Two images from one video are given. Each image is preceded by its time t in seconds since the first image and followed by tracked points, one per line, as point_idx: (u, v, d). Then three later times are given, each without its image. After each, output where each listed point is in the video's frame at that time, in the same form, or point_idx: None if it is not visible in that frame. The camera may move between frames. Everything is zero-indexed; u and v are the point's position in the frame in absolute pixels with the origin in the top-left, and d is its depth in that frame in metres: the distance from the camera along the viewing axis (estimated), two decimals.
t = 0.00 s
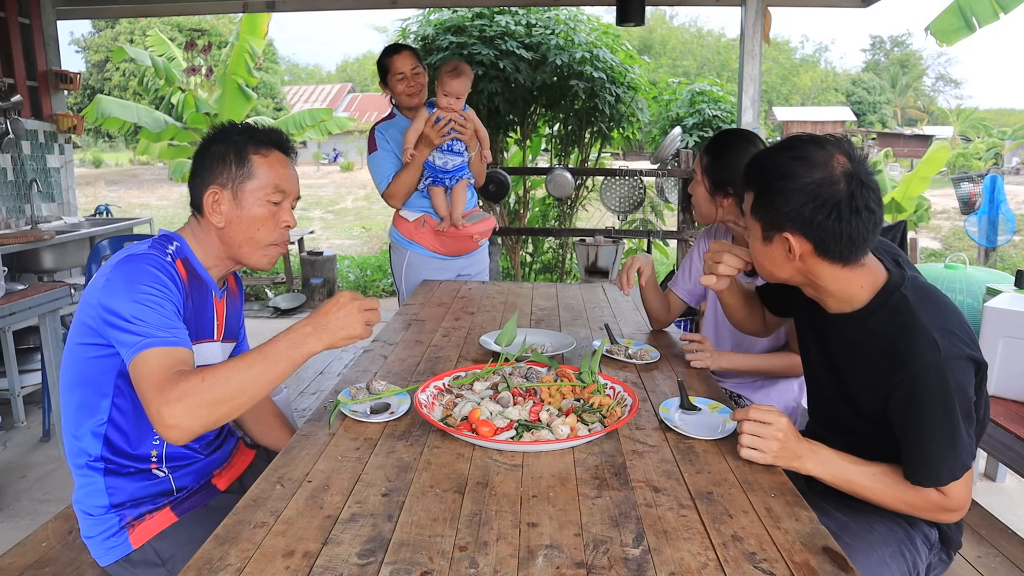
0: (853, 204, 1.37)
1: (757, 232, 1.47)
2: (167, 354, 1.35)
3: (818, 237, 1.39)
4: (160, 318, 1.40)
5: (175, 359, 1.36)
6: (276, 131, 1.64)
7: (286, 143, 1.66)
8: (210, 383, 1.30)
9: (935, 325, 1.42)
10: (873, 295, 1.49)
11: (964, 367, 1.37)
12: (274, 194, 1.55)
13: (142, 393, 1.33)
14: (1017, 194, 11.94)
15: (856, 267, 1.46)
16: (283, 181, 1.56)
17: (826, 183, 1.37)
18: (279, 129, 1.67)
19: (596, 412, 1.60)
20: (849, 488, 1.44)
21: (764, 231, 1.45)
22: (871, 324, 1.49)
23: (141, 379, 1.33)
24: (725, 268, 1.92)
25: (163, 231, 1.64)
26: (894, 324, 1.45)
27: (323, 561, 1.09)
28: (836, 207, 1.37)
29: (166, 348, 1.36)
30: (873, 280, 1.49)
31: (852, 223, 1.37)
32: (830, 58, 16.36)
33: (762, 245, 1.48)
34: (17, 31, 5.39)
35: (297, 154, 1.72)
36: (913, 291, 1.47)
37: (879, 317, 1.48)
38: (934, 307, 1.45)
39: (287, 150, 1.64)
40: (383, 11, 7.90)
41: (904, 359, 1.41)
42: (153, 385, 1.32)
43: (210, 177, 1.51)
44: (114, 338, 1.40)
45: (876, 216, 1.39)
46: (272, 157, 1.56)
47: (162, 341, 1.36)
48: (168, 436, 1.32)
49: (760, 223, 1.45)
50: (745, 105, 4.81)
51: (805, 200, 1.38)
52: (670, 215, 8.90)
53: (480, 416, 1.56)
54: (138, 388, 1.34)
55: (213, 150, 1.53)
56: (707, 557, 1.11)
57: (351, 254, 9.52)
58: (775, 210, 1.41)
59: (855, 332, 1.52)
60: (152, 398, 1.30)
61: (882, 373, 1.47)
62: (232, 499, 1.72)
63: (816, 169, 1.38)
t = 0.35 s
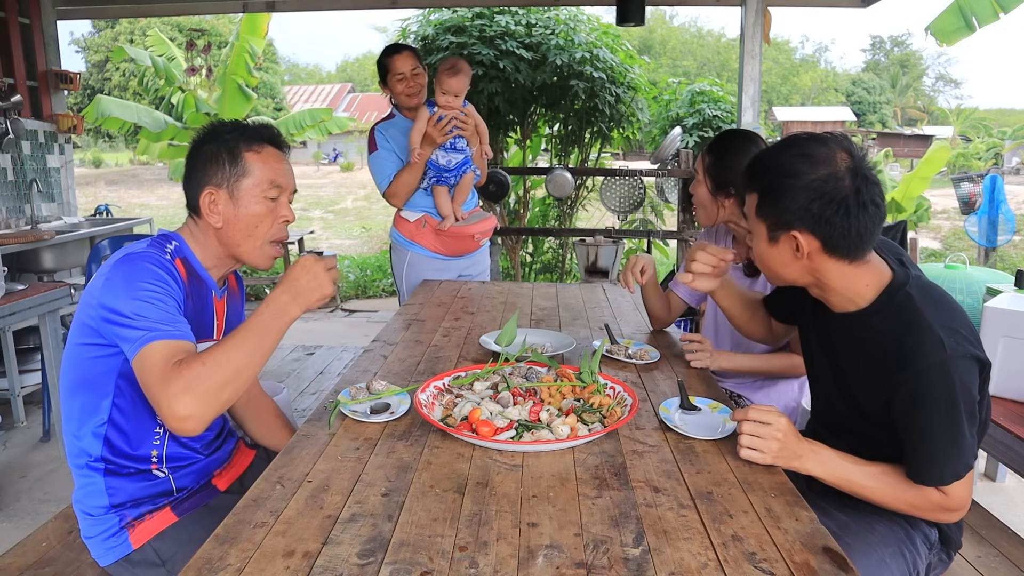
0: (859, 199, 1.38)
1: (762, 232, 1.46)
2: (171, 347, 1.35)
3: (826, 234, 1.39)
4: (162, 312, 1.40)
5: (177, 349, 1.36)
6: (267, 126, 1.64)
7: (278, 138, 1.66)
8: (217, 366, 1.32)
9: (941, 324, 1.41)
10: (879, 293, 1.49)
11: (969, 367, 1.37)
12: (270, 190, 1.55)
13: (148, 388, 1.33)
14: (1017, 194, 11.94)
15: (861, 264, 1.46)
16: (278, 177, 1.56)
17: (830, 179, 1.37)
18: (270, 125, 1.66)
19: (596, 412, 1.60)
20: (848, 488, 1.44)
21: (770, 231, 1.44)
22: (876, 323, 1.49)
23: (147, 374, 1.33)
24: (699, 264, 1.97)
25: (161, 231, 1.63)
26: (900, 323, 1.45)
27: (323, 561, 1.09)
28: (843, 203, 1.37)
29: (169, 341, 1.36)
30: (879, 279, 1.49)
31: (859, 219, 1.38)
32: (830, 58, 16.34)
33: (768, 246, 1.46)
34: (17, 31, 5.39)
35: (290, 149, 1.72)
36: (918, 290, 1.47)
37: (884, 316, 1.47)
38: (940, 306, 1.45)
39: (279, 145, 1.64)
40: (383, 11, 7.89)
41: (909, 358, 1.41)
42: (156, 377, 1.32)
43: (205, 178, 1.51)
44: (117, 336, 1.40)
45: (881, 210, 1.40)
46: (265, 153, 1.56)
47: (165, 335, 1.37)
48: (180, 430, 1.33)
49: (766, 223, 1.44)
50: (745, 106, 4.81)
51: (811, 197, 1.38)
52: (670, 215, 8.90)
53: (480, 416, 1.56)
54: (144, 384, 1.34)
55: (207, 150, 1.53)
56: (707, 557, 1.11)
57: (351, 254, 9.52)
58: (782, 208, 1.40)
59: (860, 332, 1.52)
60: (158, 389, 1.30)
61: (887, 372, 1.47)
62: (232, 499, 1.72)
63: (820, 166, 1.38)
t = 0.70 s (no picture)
0: (872, 199, 1.38)
1: (773, 230, 1.46)
2: (182, 343, 1.37)
3: (837, 232, 1.39)
4: (167, 310, 1.41)
5: (189, 345, 1.38)
6: (258, 122, 1.63)
7: (269, 133, 1.64)
8: (229, 359, 1.35)
9: (949, 321, 1.41)
10: (887, 290, 1.49)
11: (976, 366, 1.37)
12: (261, 188, 1.54)
13: (159, 384, 1.35)
14: (1017, 194, 11.95)
15: (871, 261, 1.46)
16: (268, 173, 1.55)
17: (843, 178, 1.38)
18: (262, 120, 1.65)
19: (596, 412, 1.60)
20: (849, 488, 1.44)
21: (781, 228, 1.44)
22: (883, 321, 1.49)
23: (158, 370, 1.35)
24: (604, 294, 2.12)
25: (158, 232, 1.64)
26: (908, 319, 1.45)
27: (323, 561, 1.09)
28: (856, 203, 1.37)
29: (181, 338, 1.37)
30: (888, 276, 1.49)
31: (871, 218, 1.38)
32: (830, 58, 16.32)
33: (779, 243, 1.47)
34: (17, 31, 5.39)
35: (283, 143, 1.70)
36: (925, 288, 1.47)
37: (892, 314, 1.47)
38: (947, 304, 1.45)
39: (271, 140, 1.63)
40: (383, 11, 7.89)
41: (917, 355, 1.41)
42: (172, 374, 1.33)
43: (196, 179, 1.52)
44: (119, 337, 1.41)
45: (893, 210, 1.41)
46: (254, 150, 1.55)
47: (173, 333, 1.37)
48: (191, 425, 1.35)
49: (776, 220, 1.44)
50: (745, 105, 4.81)
51: (823, 195, 1.38)
52: (670, 215, 8.89)
53: (479, 416, 1.56)
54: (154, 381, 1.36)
55: (196, 153, 1.53)
56: (707, 557, 1.11)
57: (351, 254, 9.52)
58: (794, 206, 1.40)
59: (866, 329, 1.52)
60: (175, 386, 1.32)
61: (893, 369, 1.47)
62: (232, 499, 1.72)
63: (833, 165, 1.38)
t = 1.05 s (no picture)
0: (882, 191, 1.39)
1: (780, 214, 1.47)
2: (181, 345, 1.36)
3: (843, 222, 1.40)
4: (165, 311, 1.40)
5: (189, 348, 1.37)
6: (266, 127, 1.62)
7: (276, 139, 1.64)
8: (232, 366, 1.34)
9: (955, 312, 1.43)
10: (892, 283, 1.49)
11: (983, 354, 1.38)
12: (265, 195, 1.54)
13: (157, 386, 1.34)
14: (1017, 194, 11.94)
15: (879, 254, 1.47)
16: (274, 181, 1.55)
17: (856, 169, 1.38)
18: (269, 124, 1.65)
19: (596, 412, 1.60)
20: (856, 487, 1.42)
21: (789, 213, 1.45)
22: (888, 315, 1.49)
23: (156, 372, 1.34)
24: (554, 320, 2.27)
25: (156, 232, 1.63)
26: (914, 311, 1.45)
27: (323, 561, 1.09)
28: (866, 194, 1.38)
29: (180, 339, 1.37)
30: (892, 270, 1.50)
31: (879, 211, 1.39)
32: (830, 58, 16.32)
33: (785, 228, 1.48)
34: (17, 31, 5.39)
35: (288, 148, 1.70)
36: (930, 281, 1.48)
37: (897, 307, 1.48)
38: (951, 295, 1.47)
39: (278, 146, 1.63)
40: (384, 11, 7.89)
41: (924, 346, 1.41)
42: (171, 378, 1.33)
43: (200, 181, 1.52)
44: (118, 338, 1.40)
45: (902, 205, 1.41)
46: (262, 155, 1.55)
47: (172, 334, 1.37)
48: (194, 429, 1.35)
49: (786, 205, 1.45)
50: (745, 105, 4.81)
51: (836, 184, 1.39)
52: (670, 215, 8.89)
53: (480, 416, 1.56)
54: (154, 382, 1.35)
55: (199, 152, 1.53)
56: (707, 557, 1.11)
57: (351, 254, 9.53)
58: (805, 191, 1.41)
59: (870, 323, 1.52)
60: (174, 389, 1.32)
61: (899, 362, 1.47)
62: (232, 499, 1.72)
63: (848, 155, 1.39)
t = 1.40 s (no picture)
0: (896, 180, 1.40)
1: (795, 200, 1.49)
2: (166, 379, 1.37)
3: (857, 209, 1.42)
4: (157, 336, 1.39)
5: (172, 383, 1.37)
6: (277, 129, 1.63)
7: (287, 142, 1.65)
8: (204, 418, 1.34)
9: (962, 304, 1.42)
10: (900, 275, 1.50)
11: (986, 347, 1.38)
12: (282, 199, 1.55)
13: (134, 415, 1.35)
14: (1017, 194, 11.93)
15: (889, 244, 1.47)
16: (289, 184, 1.56)
17: (871, 156, 1.40)
18: (279, 127, 1.65)
19: (596, 412, 1.60)
20: (852, 474, 1.42)
21: (803, 199, 1.47)
22: (894, 305, 1.49)
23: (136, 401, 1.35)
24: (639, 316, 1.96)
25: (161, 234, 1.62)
26: (920, 302, 1.45)
27: (323, 561, 1.09)
28: (879, 182, 1.40)
29: (163, 373, 1.37)
30: (901, 261, 1.50)
31: (892, 199, 1.41)
32: (830, 58, 16.32)
33: (799, 215, 1.49)
34: (17, 31, 5.39)
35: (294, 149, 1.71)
36: (938, 274, 1.48)
37: (904, 297, 1.48)
38: (957, 289, 1.46)
39: (289, 149, 1.64)
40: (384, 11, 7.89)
41: (929, 334, 1.41)
42: (149, 411, 1.34)
43: (216, 186, 1.50)
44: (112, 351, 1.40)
45: (914, 196, 1.43)
46: (277, 159, 1.56)
47: (159, 366, 1.37)
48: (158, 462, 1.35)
49: (801, 190, 1.47)
50: (745, 106, 4.81)
51: (850, 171, 1.41)
52: (670, 214, 8.90)
53: (480, 416, 1.56)
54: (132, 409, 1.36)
55: (215, 155, 1.51)
56: (707, 557, 1.11)
57: (351, 254, 9.52)
58: (822, 177, 1.43)
59: (876, 313, 1.53)
60: (148, 424, 1.33)
61: (903, 351, 1.47)
62: (232, 499, 1.72)
63: (864, 143, 1.41)
